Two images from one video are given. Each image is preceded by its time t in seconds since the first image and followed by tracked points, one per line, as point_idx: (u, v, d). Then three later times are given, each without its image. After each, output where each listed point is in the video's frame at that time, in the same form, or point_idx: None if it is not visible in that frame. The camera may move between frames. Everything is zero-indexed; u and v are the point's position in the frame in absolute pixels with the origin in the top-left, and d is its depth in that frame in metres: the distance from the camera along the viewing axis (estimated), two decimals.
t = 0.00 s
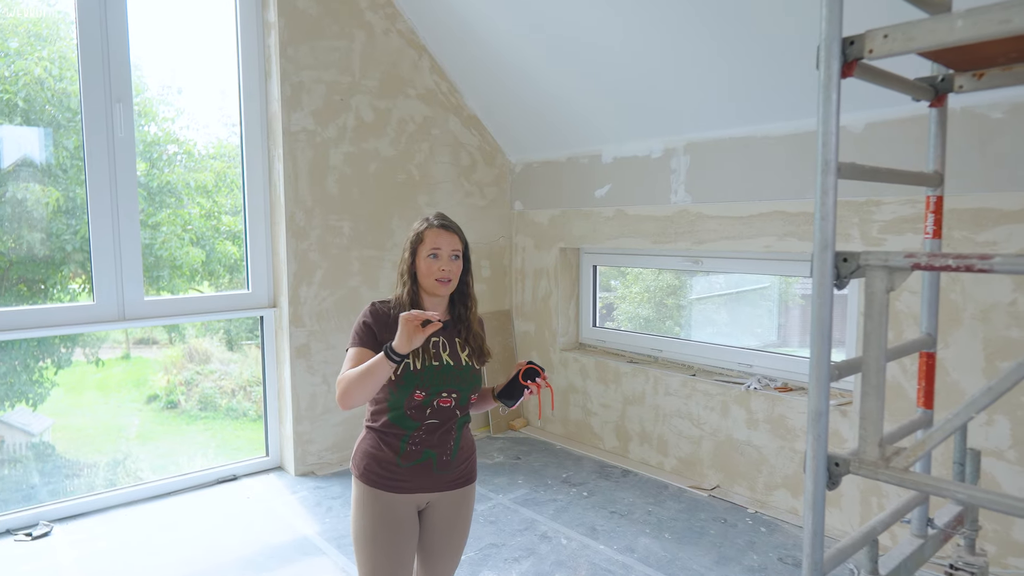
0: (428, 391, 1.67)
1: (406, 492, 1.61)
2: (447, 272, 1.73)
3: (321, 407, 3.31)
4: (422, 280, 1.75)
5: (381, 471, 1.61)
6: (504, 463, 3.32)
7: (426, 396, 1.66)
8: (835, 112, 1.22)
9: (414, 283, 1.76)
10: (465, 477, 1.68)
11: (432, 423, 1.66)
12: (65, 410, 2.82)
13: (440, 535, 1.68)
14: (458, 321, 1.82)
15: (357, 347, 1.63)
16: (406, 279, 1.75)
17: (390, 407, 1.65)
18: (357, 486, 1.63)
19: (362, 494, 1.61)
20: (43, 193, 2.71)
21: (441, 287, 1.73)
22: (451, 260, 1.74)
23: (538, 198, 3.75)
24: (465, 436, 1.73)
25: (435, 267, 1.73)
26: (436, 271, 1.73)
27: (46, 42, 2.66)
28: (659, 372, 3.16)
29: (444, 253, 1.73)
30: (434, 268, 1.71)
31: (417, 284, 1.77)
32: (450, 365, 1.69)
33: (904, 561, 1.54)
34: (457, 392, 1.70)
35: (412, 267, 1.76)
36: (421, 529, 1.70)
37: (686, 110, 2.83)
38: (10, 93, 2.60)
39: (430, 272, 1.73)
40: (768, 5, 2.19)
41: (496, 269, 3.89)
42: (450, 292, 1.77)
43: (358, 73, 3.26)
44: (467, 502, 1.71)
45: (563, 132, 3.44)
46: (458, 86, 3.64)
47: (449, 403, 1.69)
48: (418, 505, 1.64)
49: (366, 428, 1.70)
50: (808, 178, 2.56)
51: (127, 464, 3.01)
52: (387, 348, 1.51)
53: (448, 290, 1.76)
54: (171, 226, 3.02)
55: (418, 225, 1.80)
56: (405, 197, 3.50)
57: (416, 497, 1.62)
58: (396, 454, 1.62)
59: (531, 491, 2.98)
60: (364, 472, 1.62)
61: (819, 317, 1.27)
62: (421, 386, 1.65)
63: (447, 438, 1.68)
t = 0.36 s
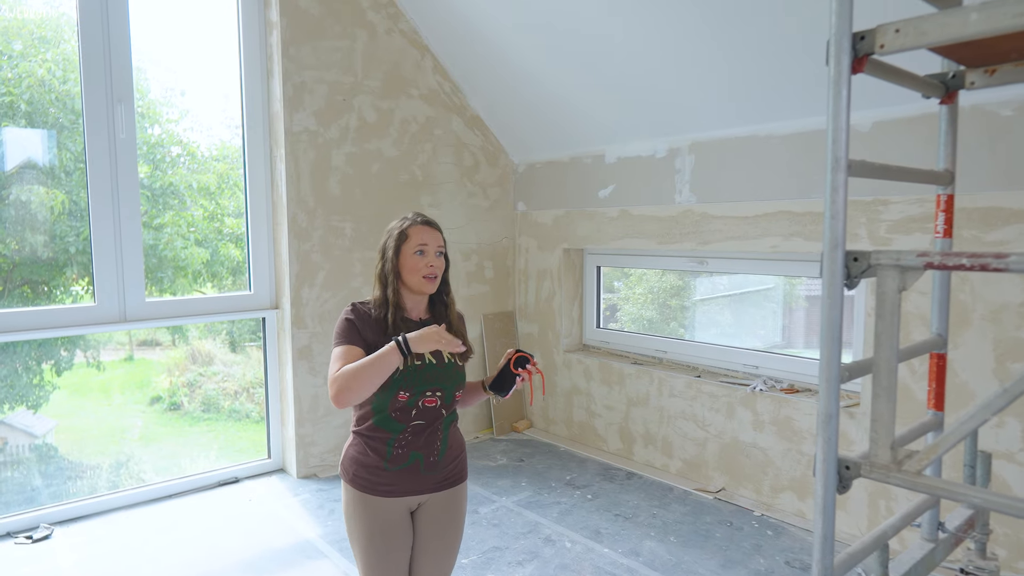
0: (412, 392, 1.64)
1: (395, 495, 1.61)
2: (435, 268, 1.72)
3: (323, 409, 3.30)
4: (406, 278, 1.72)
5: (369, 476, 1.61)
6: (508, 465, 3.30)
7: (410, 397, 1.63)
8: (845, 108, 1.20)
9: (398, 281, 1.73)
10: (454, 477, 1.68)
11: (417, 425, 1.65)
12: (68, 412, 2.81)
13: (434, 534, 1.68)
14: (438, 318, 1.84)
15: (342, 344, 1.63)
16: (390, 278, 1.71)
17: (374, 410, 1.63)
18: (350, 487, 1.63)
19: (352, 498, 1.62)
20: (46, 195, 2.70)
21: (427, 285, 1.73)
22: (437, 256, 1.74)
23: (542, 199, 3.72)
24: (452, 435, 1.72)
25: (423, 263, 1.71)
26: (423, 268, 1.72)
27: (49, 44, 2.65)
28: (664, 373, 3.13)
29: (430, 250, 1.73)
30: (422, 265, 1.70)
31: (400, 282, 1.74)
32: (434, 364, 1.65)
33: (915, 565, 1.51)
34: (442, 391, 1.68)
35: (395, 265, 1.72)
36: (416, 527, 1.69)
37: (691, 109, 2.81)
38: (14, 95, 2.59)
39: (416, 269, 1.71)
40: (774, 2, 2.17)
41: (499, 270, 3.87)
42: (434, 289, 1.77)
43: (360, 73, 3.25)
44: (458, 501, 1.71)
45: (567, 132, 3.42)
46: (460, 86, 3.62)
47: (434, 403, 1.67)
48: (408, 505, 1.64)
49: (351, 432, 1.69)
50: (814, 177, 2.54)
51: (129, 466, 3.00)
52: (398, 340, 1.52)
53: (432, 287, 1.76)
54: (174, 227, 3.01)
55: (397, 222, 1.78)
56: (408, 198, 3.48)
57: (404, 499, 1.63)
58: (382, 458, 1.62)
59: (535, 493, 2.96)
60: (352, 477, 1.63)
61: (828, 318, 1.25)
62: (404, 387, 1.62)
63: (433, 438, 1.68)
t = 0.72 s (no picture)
0: (398, 393, 1.67)
1: (384, 497, 1.64)
2: (409, 268, 1.72)
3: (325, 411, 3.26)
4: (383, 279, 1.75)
5: (357, 478, 1.63)
6: (511, 468, 3.27)
7: (397, 398, 1.67)
8: (861, 106, 1.17)
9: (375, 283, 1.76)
10: (443, 477, 1.71)
11: (405, 426, 1.68)
12: (69, 414, 2.78)
13: (425, 534, 1.68)
14: (421, 320, 1.82)
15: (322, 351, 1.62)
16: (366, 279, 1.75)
17: (362, 414, 1.66)
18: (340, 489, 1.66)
19: (341, 501, 1.64)
20: (46, 196, 2.68)
21: (403, 285, 1.72)
22: (411, 257, 1.74)
23: (545, 200, 3.70)
24: (439, 436, 1.75)
25: (396, 264, 1.73)
26: (397, 269, 1.73)
27: (52, 46, 2.63)
28: (669, 376, 3.10)
29: (403, 250, 1.73)
30: (394, 266, 1.71)
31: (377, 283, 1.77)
32: (418, 364, 1.70)
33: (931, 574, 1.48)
34: (428, 391, 1.72)
35: (371, 267, 1.76)
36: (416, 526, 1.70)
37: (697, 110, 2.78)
38: (16, 96, 2.58)
39: (391, 271, 1.73)
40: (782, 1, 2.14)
41: (502, 272, 3.84)
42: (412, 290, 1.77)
43: (363, 73, 3.22)
44: (448, 501, 1.73)
45: (571, 133, 3.39)
46: (464, 86, 3.59)
47: (420, 403, 1.71)
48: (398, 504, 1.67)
49: (339, 435, 1.71)
50: (821, 177, 2.51)
51: (130, 469, 2.97)
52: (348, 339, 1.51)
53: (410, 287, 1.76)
54: (175, 228, 2.98)
55: (376, 225, 1.80)
56: (411, 198, 3.45)
57: (393, 499, 1.65)
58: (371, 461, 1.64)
59: (539, 497, 2.93)
60: (341, 480, 1.65)
61: (844, 321, 1.22)
62: (390, 389, 1.66)
63: (421, 439, 1.71)
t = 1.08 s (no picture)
0: (395, 394, 1.66)
1: (387, 496, 1.61)
2: (400, 270, 1.72)
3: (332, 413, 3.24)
4: (373, 280, 1.74)
5: (360, 477, 1.62)
6: (519, 471, 3.24)
7: (393, 399, 1.65)
8: (884, 102, 1.14)
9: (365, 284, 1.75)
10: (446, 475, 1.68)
11: (405, 425, 1.66)
12: (75, 415, 2.77)
13: (430, 531, 1.66)
14: (414, 318, 1.80)
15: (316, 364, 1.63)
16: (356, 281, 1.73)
17: (360, 416, 1.65)
18: (344, 488, 1.64)
19: (345, 500, 1.63)
20: (53, 197, 2.67)
21: (393, 286, 1.73)
22: (402, 258, 1.74)
23: (553, 200, 3.67)
24: (441, 434, 1.73)
25: (387, 266, 1.72)
26: (388, 270, 1.72)
27: (59, 48, 2.62)
28: (679, 378, 3.07)
29: (394, 252, 1.73)
30: (386, 267, 1.70)
31: (367, 284, 1.76)
32: (412, 363, 1.69)
33: None
34: (425, 389, 1.70)
35: (360, 268, 1.75)
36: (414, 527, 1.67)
37: (707, 109, 2.75)
38: (22, 98, 2.57)
39: (381, 272, 1.72)
40: None
41: (510, 273, 3.81)
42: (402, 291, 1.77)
43: (369, 73, 3.20)
44: (452, 498, 1.71)
45: (580, 132, 3.36)
46: (470, 86, 3.57)
47: (418, 402, 1.69)
48: (402, 504, 1.64)
49: (341, 436, 1.71)
50: (834, 177, 2.47)
51: (136, 470, 2.95)
52: (351, 352, 1.51)
53: (401, 289, 1.76)
54: (181, 229, 2.96)
55: (366, 225, 1.78)
56: (418, 199, 3.43)
57: (397, 499, 1.63)
58: (373, 461, 1.62)
59: (547, 501, 2.89)
60: (344, 481, 1.64)
61: (866, 323, 1.19)
62: (386, 390, 1.64)
63: (422, 438, 1.68)
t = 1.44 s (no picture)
0: (400, 393, 1.63)
1: (394, 496, 1.59)
2: (404, 268, 1.70)
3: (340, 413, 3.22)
4: (378, 279, 1.71)
5: (367, 477, 1.59)
6: (529, 472, 3.21)
7: (398, 398, 1.62)
8: (910, 98, 1.11)
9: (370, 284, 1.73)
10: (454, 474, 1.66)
11: (411, 424, 1.63)
12: (85, 413, 2.77)
13: (438, 531, 1.64)
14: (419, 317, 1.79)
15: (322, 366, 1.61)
16: (360, 282, 1.71)
17: (365, 415, 1.62)
18: (350, 489, 1.62)
19: (352, 500, 1.61)
20: (63, 196, 2.66)
21: (398, 284, 1.70)
22: (405, 256, 1.72)
23: (563, 198, 3.64)
24: (448, 432, 1.70)
25: (390, 265, 1.70)
26: (392, 269, 1.70)
27: (68, 47, 2.62)
28: (690, 378, 3.03)
29: (397, 250, 1.71)
30: (389, 265, 1.68)
31: (372, 285, 1.74)
32: (418, 362, 1.66)
33: None
34: (430, 388, 1.67)
35: (365, 268, 1.72)
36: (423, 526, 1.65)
37: (720, 107, 2.71)
38: (32, 98, 2.56)
39: (385, 271, 1.70)
40: None
41: (519, 272, 3.78)
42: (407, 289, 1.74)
43: (377, 71, 3.18)
44: (460, 496, 1.68)
45: (590, 130, 3.33)
46: (479, 84, 3.54)
47: (424, 401, 1.66)
48: (409, 504, 1.62)
49: (347, 436, 1.68)
50: (850, 175, 2.43)
51: (144, 468, 2.95)
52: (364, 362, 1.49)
53: (406, 287, 1.73)
54: (189, 229, 2.95)
55: (368, 224, 1.77)
56: (427, 197, 3.40)
57: (405, 499, 1.61)
58: (380, 460, 1.60)
59: (557, 502, 2.87)
60: (351, 481, 1.62)
61: (891, 325, 1.16)
62: (391, 389, 1.61)
63: (429, 436, 1.66)
